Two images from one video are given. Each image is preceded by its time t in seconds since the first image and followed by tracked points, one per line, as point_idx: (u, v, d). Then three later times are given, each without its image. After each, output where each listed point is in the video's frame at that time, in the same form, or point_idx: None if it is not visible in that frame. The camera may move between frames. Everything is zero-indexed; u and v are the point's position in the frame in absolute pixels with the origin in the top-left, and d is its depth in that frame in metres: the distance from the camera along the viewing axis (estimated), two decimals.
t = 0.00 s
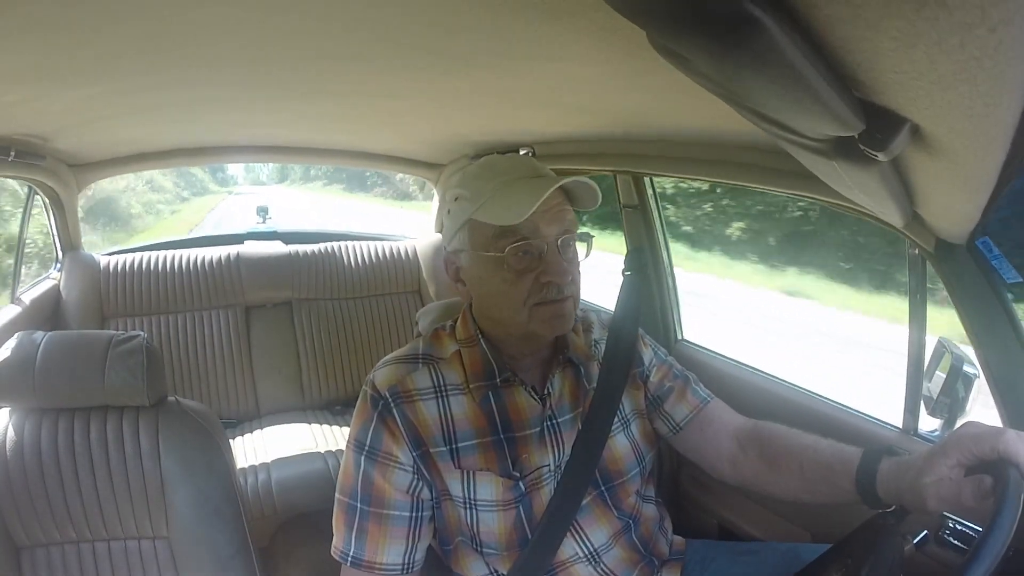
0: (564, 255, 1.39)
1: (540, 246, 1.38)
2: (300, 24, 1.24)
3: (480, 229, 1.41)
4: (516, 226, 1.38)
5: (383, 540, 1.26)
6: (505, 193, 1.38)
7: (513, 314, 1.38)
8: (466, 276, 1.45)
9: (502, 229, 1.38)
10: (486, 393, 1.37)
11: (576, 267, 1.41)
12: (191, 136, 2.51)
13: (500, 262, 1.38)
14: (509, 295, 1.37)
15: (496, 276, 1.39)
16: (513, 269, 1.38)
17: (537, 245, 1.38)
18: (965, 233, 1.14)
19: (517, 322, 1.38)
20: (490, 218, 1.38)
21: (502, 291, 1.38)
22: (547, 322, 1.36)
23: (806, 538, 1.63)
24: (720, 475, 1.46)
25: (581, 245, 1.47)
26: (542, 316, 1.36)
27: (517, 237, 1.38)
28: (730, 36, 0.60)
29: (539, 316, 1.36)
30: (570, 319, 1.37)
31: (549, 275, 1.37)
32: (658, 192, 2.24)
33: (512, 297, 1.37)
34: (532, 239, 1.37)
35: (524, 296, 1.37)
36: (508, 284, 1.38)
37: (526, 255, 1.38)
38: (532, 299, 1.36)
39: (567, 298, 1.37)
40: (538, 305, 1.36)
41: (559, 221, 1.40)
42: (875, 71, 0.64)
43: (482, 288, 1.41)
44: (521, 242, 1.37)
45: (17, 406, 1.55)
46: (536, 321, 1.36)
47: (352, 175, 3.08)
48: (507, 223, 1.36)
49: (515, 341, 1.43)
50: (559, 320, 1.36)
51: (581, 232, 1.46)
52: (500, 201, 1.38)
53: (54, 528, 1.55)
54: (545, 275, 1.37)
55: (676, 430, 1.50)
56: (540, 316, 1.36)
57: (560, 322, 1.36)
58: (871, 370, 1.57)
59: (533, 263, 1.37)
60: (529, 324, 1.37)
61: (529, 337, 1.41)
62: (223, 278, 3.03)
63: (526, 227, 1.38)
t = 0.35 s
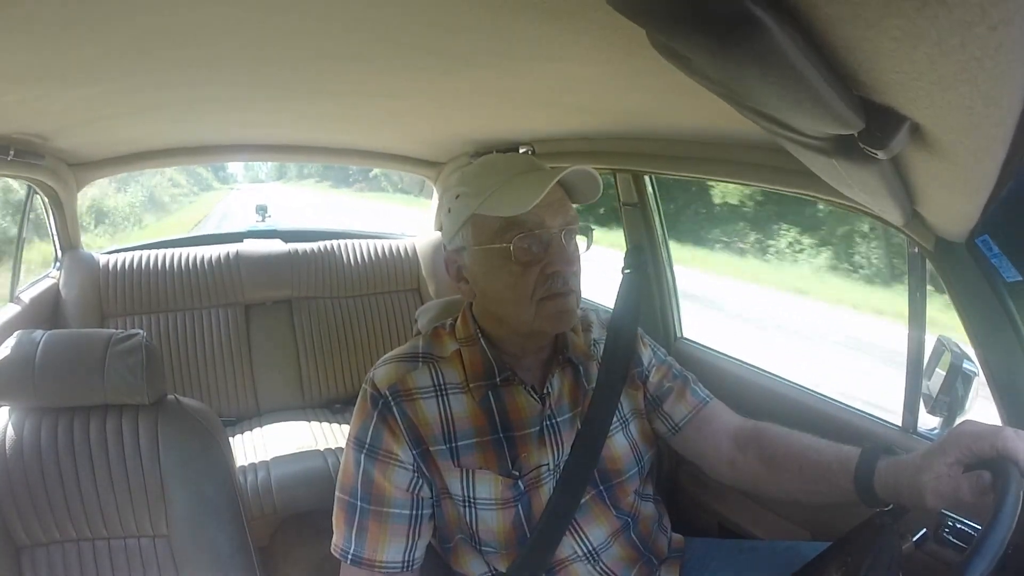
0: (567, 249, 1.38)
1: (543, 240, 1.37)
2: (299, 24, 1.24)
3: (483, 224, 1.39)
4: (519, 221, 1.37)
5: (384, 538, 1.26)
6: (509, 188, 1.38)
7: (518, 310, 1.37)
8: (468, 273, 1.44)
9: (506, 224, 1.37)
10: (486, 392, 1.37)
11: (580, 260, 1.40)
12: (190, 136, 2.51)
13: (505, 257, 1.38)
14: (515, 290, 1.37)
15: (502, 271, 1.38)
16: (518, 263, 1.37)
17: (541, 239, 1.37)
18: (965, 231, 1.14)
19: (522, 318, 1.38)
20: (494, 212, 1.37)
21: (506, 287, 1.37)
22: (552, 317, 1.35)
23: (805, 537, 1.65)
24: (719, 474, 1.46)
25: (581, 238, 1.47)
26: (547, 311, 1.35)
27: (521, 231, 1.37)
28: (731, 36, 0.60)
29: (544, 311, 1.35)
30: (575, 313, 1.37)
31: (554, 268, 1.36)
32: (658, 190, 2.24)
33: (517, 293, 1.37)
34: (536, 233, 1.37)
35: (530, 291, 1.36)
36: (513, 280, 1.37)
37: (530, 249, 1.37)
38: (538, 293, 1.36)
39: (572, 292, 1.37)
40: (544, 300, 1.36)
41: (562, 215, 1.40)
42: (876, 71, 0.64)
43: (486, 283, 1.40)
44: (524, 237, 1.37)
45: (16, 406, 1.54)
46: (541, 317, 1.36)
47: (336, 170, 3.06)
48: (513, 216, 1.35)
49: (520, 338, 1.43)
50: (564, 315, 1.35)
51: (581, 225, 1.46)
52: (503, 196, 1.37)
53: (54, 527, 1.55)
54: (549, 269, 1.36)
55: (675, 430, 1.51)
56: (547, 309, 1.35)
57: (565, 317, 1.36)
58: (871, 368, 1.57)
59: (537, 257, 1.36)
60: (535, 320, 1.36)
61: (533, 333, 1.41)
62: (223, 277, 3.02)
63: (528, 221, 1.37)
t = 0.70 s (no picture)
0: (567, 246, 1.38)
1: (543, 236, 1.37)
2: (299, 26, 1.25)
3: (484, 220, 1.39)
4: (518, 216, 1.37)
5: (384, 541, 1.26)
6: (508, 184, 1.38)
7: (517, 306, 1.37)
8: (468, 271, 1.44)
9: (506, 220, 1.37)
10: (486, 394, 1.38)
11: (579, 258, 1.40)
12: (190, 138, 2.52)
13: (505, 253, 1.37)
14: (515, 286, 1.37)
15: (502, 268, 1.38)
16: (519, 258, 1.37)
17: (540, 235, 1.37)
18: (965, 234, 1.14)
19: (521, 315, 1.37)
20: (493, 209, 1.37)
21: (506, 283, 1.37)
22: (551, 313, 1.35)
23: (805, 539, 1.66)
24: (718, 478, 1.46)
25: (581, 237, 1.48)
26: (546, 307, 1.35)
27: (520, 228, 1.37)
28: (730, 39, 0.60)
29: (543, 307, 1.35)
30: (574, 310, 1.36)
31: (554, 263, 1.36)
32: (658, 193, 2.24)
33: (516, 290, 1.37)
34: (535, 229, 1.37)
35: (529, 288, 1.36)
36: (512, 276, 1.37)
37: (530, 244, 1.36)
38: (537, 289, 1.35)
39: (571, 289, 1.36)
40: (543, 296, 1.35)
41: (561, 212, 1.40)
42: (875, 72, 0.64)
43: (486, 281, 1.40)
44: (524, 233, 1.37)
45: (16, 409, 1.54)
46: (540, 313, 1.35)
47: (329, 173, 3.04)
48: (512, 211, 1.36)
49: (520, 336, 1.42)
50: (563, 311, 1.35)
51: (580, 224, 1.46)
52: (503, 192, 1.37)
53: (55, 530, 1.55)
54: (548, 265, 1.36)
55: (676, 431, 1.50)
56: (546, 305, 1.35)
57: (564, 313, 1.35)
58: (871, 370, 1.57)
59: (536, 253, 1.36)
60: (534, 316, 1.36)
61: (533, 331, 1.40)
62: (223, 280, 3.03)
63: (528, 217, 1.37)
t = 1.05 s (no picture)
0: (568, 243, 1.39)
1: (546, 233, 1.37)
2: (298, 24, 1.24)
3: (487, 217, 1.38)
4: (521, 213, 1.37)
5: (385, 539, 1.26)
6: (512, 180, 1.37)
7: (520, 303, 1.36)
8: (471, 269, 1.43)
9: (509, 216, 1.37)
10: (488, 392, 1.37)
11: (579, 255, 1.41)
12: (189, 136, 2.51)
13: (508, 250, 1.37)
14: (519, 283, 1.36)
15: (505, 264, 1.37)
16: (522, 256, 1.36)
17: (543, 232, 1.37)
18: (966, 231, 1.14)
19: (524, 313, 1.37)
20: (497, 204, 1.36)
21: (509, 280, 1.37)
22: (555, 311, 1.35)
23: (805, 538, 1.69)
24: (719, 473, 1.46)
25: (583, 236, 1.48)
26: (549, 304, 1.35)
27: (523, 224, 1.37)
28: (732, 36, 0.60)
29: (547, 304, 1.35)
30: (576, 308, 1.37)
31: (557, 260, 1.36)
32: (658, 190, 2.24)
33: (519, 287, 1.36)
34: (538, 225, 1.37)
35: (532, 285, 1.35)
36: (516, 273, 1.36)
37: (533, 241, 1.36)
38: (540, 286, 1.35)
39: (572, 287, 1.37)
40: (546, 294, 1.35)
41: (563, 209, 1.40)
42: (876, 71, 0.64)
43: (489, 277, 1.39)
44: (527, 229, 1.36)
45: (16, 407, 1.54)
46: (544, 311, 1.35)
47: (321, 169, 3.07)
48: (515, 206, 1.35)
49: (520, 333, 1.42)
50: (566, 309, 1.35)
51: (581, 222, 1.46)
52: (506, 188, 1.36)
53: (54, 528, 1.55)
54: (551, 262, 1.36)
55: (680, 428, 1.50)
56: (549, 303, 1.35)
57: (567, 311, 1.36)
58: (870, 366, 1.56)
59: (539, 250, 1.36)
60: (537, 313, 1.36)
61: (535, 329, 1.40)
62: (223, 278, 3.03)
63: (531, 214, 1.37)
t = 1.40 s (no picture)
0: (575, 247, 1.38)
1: (553, 238, 1.36)
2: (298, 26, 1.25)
3: (495, 221, 1.38)
4: (529, 218, 1.36)
5: (382, 541, 1.26)
6: (522, 185, 1.36)
7: (525, 309, 1.37)
8: (475, 272, 1.42)
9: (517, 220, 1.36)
10: (486, 395, 1.37)
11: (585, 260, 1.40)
12: (190, 137, 2.52)
13: (516, 254, 1.36)
14: (524, 288, 1.36)
15: (511, 269, 1.37)
16: (529, 260, 1.36)
17: (550, 237, 1.36)
18: (967, 233, 1.14)
19: (528, 318, 1.37)
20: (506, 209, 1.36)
21: (515, 285, 1.37)
22: (561, 317, 1.36)
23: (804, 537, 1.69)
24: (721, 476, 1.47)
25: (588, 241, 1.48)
26: (553, 310, 1.35)
27: (531, 229, 1.36)
28: (732, 39, 0.60)
29: (551, 310, 1.35)
30: (580, 315, 1.37)
31: (564, 266, 1.35)
32: (659, 193, 2.25)
33: (524, 292, 1.36)
34: (546, 231, 1.36)
35: (537, 290, 1.35)
36: (521, 278, 1.36)
37: (541, 246, 1.36)
38: (545, 292, 1.35)
39: (577, 292, 1.36)
40: (550, 299, 1.35)
41: (569, 214, 1.40)
42: (876, 73, 0.64)
43: (494, 281, 1.39)
44: (535, 234, 1.36)
45: (17, 408, 1.54)
46: (549, 317, 1.36)
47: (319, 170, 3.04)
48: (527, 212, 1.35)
49: (521, 337, 1.41)
50: (571, 316, 1.36)
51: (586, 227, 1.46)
52: (515, 193, 1.36)
53: (55, 529, 1.56)
54: (557, 268, 1.35)
55: (684, 440, 1.51)
56: (554, 309, 1.35)
57: (571, 317, 1.36)
58: (869, 368, 1.57)
59: (547, 255, 1.35)
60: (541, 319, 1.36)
61: (537, 334, 1.40)
62: (223, 279, 3.03)
63: (538, 219, 1.36)
